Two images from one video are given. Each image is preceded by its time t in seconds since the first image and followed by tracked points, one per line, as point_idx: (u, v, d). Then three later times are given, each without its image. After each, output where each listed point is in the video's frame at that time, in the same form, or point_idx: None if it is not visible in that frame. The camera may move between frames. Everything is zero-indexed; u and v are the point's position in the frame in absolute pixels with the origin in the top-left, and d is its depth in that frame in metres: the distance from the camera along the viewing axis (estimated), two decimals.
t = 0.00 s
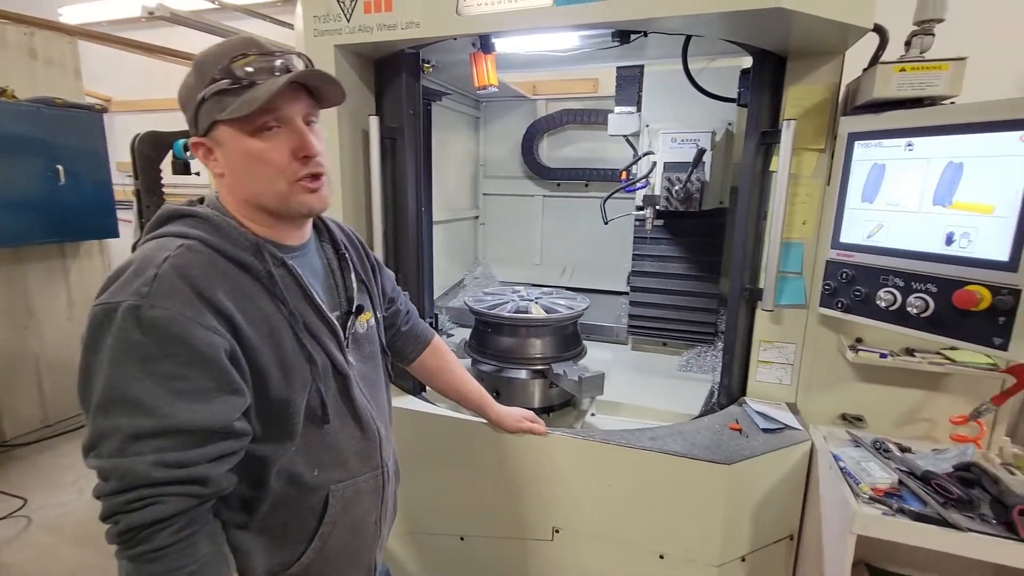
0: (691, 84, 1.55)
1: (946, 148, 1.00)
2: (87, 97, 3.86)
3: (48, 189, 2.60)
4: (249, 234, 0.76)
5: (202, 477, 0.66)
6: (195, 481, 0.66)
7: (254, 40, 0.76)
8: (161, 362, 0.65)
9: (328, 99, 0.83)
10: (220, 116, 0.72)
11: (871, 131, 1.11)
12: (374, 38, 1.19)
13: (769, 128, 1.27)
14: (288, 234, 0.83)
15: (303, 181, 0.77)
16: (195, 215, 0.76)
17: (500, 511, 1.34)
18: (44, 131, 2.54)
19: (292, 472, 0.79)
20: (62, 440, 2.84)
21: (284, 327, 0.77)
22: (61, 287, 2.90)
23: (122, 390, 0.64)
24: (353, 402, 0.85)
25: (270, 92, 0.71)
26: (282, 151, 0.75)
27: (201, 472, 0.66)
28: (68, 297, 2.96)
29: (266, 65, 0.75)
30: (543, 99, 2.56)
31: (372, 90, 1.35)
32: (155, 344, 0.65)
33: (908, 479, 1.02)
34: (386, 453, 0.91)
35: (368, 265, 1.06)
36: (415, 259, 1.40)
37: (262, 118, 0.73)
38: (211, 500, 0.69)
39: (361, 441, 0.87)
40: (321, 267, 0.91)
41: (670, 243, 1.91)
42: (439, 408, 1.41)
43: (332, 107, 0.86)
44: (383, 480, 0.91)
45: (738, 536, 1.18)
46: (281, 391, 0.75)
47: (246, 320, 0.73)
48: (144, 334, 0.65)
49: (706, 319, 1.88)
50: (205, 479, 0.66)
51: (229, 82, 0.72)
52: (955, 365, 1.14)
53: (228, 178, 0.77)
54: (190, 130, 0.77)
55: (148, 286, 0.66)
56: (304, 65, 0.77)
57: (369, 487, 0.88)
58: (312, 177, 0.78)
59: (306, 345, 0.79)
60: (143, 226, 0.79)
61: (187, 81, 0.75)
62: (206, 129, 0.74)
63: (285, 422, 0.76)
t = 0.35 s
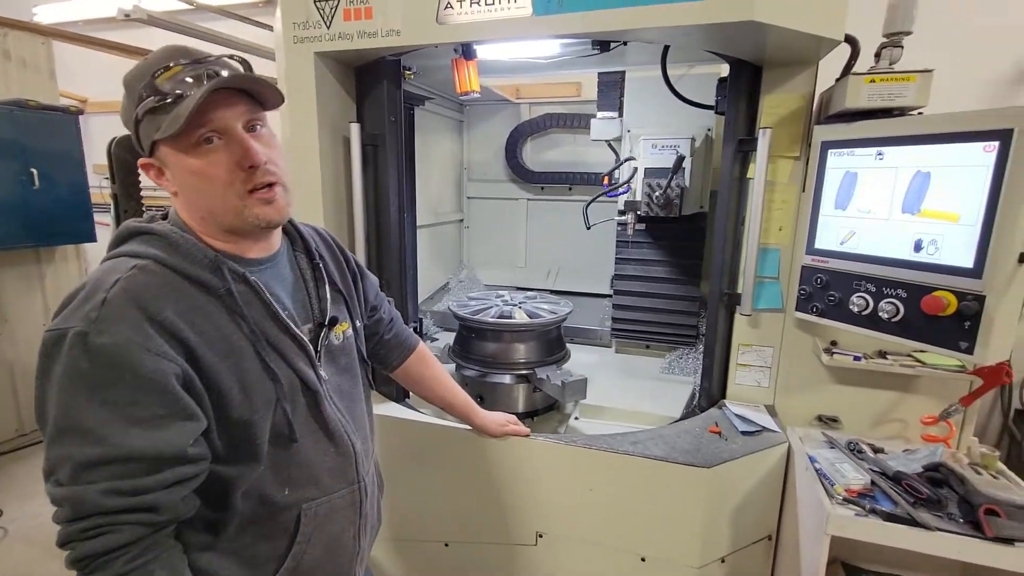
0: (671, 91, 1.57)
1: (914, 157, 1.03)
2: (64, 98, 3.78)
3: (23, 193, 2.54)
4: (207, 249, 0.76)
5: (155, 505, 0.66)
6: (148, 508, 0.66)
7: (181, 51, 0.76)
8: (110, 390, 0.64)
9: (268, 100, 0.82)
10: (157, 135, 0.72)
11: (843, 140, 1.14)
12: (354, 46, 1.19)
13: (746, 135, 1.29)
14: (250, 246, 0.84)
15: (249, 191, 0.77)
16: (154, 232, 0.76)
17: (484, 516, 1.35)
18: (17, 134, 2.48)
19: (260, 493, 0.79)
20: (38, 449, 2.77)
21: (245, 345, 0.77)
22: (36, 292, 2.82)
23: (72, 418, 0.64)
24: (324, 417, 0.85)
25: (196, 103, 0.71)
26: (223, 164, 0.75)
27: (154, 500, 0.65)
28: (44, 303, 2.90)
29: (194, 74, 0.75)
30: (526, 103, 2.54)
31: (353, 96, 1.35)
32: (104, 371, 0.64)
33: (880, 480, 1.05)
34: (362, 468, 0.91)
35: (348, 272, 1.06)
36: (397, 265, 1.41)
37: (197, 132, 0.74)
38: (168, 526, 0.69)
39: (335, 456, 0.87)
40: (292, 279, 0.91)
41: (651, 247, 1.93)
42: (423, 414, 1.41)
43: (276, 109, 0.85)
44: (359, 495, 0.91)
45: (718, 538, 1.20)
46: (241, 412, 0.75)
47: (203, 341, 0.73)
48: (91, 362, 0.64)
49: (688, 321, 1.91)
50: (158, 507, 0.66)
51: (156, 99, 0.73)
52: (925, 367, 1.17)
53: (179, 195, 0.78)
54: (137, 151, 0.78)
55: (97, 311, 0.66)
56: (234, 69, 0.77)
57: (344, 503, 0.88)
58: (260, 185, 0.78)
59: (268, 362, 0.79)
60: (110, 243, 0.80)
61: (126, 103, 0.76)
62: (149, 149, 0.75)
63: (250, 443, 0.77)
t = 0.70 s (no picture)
0: (655, 96, 1.58)
1: (893, 165, 1.04)
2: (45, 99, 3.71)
3: (2, 198, 2.48)
4: (171, 261, 0.75)
5: (106, 529, 0.65)
6: (102, 532, 0.65)
7: (152, 60, 0.75)
8: (63, 412, 0.63)
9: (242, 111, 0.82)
10: (126, 144, 0.71)
11: (824, 146, 1.14)
12: (335, 51, 1.18)
13: (729, 141, 1.30)
14: (221, 257, 0.83)
15: (223, 202, 0.77)
16: (118, 247, 0.75)
17: (470, 523, 1.34)
18: None
19: (231, 512, 0.79)
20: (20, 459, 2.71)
21: (211, 361, 0.76)
22: (16, 298, 2.76)
23: (25, 441, 0.63)
24: (299, 431, 0.84)
25: (169, 113, 0.70)
26: (196, 174, 0.74)
27: (105, 525, 0.65)
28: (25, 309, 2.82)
29: (166, 84, 0.74)
30: (513, 106, 2.55)
31: (336, 102, 1.34)
32: (56, 393, 0.63)
33: (862, 485, 1.06)
34: (341, 481, 0.90)
35: (328, 281, 1.05)
36: (382, 271, 1.40)
37: (169, 141, 0.73)
38: (125, 550, 0.68)
39: (312, 471, 0.86)
40: (266, 289, 0.91)
41: (639, 251, 1.93)
42: (408, 422, 1.41)
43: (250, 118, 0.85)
44: (338, 509, 0.90)
45: (703, 543, 1.21)
46: (207, 430, 0.74)
47: (166, 359, 0.71)
48: (44, 383, 0.63)
49: (676, 325, 1.91)
50: (110, 531, 0.65)
51: (126, 107, 0.71)
52: (907, 371, 1.19)
53: (148, 205, 0.76)
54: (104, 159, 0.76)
55: (51, 331, 0.65)
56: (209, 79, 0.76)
57: (322, 518, 0.87)
58: (233, 195, 0.77)
59: (236, 377, 0.78)
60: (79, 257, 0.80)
61: (94, 110, 0.75)
62: (117, 158, 0.73)
63: (219, 460, 0.76)
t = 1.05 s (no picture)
0: (654, 93, 1.57)
1: (893, 160, 1.03)
2: (46, 100, 3.72)
3: (3, 198, 2.48)
4: (166, 259, 0.74)
5: (100, 529, 0.64)
6: (96, 531, 0.65)
7: (150, 56, 0.74)
8: (56, 411, 0.63)
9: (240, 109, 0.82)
10: (123, 140, 0.71)
11: (823, 142, 1.13)
12: (330, 49, 1.17)
13: (728, 138, 1.29)
14: (217, 256, 0.82)
15: (220, 201, 0.76)
16: (111, 244, 0.74)
17: (467, 522, 1.33)
18: None
19: (225, 511, 0.79)
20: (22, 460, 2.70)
21: (206, 359, 0.75)
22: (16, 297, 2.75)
23: (16, 441, 0.62)
24: (294, 430, 0.84)
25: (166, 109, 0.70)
26: (194, 171, 0.74)
27: (99, 524, 0.64)
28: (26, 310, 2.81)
29: (164, 81, 0.73)
30: (514, 104, 2.55)
31: (333, 100, 1.34)
32: (49, 392, 0.63)
33: (863, 484, 1.05)
34: (337, 480, 0.90)
35: (324, 279, 1.05)
36: (379, 270, 1.39)
37: (167, 138, 0.72)
38: (119, 549, 0.68)
39: (307, 470, 0.85)
40: (261, 287, 0.90)
41: (639, 249, 1.92)
42: (406, 421, 1.40)
43: (248, 117, 0.85)
44: (333, 508, 0.89)
45: (702, 541, 1.20)
46: (202, 428, 0.74)
47: (161, 356, 0.71)
48: (37, 382, 0.63)
49: (677, 323, 1.91)
50: (104, 531, 0.65)
51: (122, 102, 0.71)
52: (908, 369, 1.18)
53: (143, 202, 0.76)
54: (98, 154, 0.76)
55: (44, 330, 0.65)
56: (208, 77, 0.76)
57: (316, 517, 0.87)
58: (231, 194, 0.77)
59: (232, 376, 0.77)
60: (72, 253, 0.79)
61: (89, 105, 0.74)
62: (114, 154, 0.73)
63: (213, 459, 0.76)
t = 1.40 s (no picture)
0: (650, 87, 1.55)
1: (890, 152, 1.02)
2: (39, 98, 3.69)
3: None
4: (151, 250, 0.73)
5: (85, 524, 0.63)
6: (81, 527, 0.63)
7: (121, 39, 0.73)
8: (39, 403, 0.61)
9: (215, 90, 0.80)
10: (96, 127, 0.70)
11: (820, 135, 1.12)
12: (321, 41, 1.16)
13: (724, 131, 1.28)
14: (201, 245, 0.81)
15: (197, 184, 0.74)
16: (95, 234, 0.73)
17: (462, 520, 1.32)
18: None
19: (214, 506, 0.77)
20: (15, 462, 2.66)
21: (194, 351, 0.74)
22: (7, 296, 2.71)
23: None
24: (284, 424, 0.82)
25: (135, 90, 0.68)
26: (168, 155, 0.72)
27: (84, 519, 0.62)
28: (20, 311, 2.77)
29: (133, 62, 0.72)
30: (511, 101, 2.54)
31: (325, 94, 1.32)
32: (32, 383, 0.61)
33: (861, 480, 1.04)
34: (328, 475, 0.88)
35: (313, 274, 1.03)
36: (373, 266, 1.38)
37: (139, 122, 0.71)
38: (104, 546, 0.66)
39: (297, 465, 0.83)
40: (250, 280, 0.89)
41: (635, 245, 1.91)
42: (400, 418, 1.39)
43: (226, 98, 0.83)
44: (325, 504, 0.88)
45: (698, 539, 1.19)
46: (191, 422, 0.72)
47: (147, 348, 0.70)
48: (18, 373, 0.61)
49: (674, 320, 1.89)
50: (89, 526, 0.63)
51: (92, 87, 0.70)
52: (906, 364, 1.16)
53: (122, 191, 0.75)
54: (77, 146, 0.75)
55: (26, 321, 0.63)
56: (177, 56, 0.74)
57: (307, 513, 0.85)
58: (208, 177, 0.75)
59: (220, 369, 0.76)
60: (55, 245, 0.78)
61: (65, 96, 0.74)
62: (90, 143, 0.72)
63: (200, 453, 0.74)
